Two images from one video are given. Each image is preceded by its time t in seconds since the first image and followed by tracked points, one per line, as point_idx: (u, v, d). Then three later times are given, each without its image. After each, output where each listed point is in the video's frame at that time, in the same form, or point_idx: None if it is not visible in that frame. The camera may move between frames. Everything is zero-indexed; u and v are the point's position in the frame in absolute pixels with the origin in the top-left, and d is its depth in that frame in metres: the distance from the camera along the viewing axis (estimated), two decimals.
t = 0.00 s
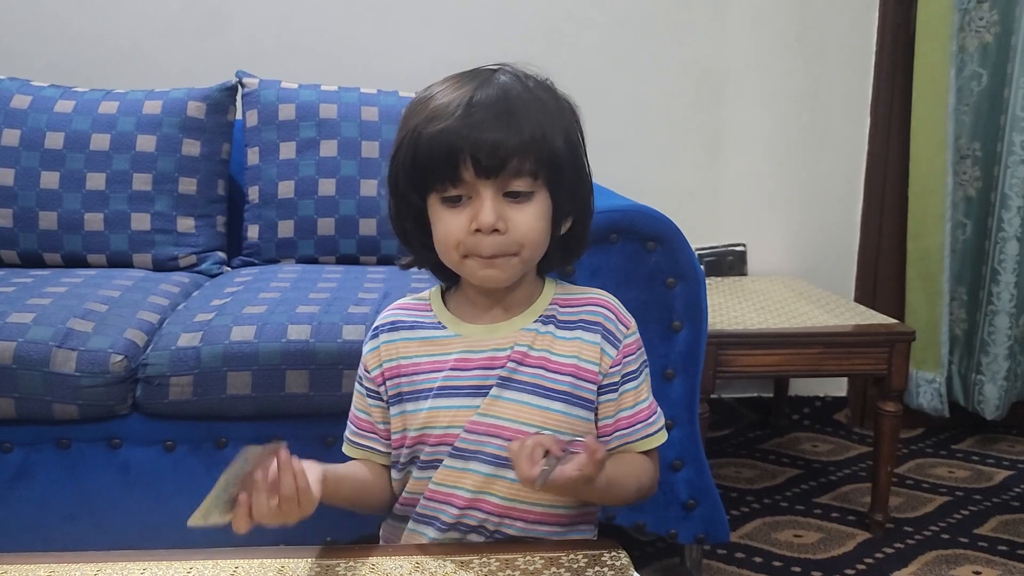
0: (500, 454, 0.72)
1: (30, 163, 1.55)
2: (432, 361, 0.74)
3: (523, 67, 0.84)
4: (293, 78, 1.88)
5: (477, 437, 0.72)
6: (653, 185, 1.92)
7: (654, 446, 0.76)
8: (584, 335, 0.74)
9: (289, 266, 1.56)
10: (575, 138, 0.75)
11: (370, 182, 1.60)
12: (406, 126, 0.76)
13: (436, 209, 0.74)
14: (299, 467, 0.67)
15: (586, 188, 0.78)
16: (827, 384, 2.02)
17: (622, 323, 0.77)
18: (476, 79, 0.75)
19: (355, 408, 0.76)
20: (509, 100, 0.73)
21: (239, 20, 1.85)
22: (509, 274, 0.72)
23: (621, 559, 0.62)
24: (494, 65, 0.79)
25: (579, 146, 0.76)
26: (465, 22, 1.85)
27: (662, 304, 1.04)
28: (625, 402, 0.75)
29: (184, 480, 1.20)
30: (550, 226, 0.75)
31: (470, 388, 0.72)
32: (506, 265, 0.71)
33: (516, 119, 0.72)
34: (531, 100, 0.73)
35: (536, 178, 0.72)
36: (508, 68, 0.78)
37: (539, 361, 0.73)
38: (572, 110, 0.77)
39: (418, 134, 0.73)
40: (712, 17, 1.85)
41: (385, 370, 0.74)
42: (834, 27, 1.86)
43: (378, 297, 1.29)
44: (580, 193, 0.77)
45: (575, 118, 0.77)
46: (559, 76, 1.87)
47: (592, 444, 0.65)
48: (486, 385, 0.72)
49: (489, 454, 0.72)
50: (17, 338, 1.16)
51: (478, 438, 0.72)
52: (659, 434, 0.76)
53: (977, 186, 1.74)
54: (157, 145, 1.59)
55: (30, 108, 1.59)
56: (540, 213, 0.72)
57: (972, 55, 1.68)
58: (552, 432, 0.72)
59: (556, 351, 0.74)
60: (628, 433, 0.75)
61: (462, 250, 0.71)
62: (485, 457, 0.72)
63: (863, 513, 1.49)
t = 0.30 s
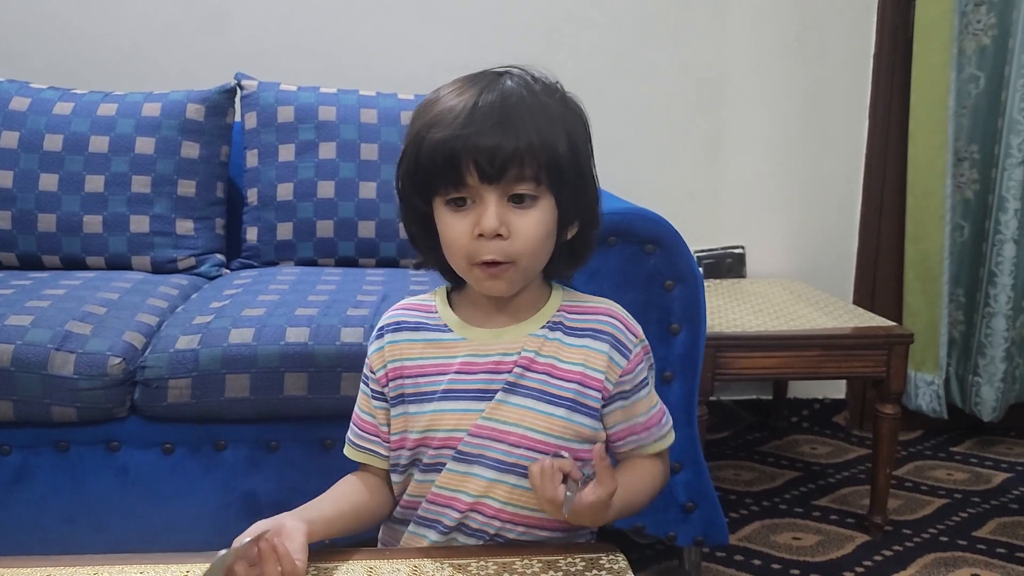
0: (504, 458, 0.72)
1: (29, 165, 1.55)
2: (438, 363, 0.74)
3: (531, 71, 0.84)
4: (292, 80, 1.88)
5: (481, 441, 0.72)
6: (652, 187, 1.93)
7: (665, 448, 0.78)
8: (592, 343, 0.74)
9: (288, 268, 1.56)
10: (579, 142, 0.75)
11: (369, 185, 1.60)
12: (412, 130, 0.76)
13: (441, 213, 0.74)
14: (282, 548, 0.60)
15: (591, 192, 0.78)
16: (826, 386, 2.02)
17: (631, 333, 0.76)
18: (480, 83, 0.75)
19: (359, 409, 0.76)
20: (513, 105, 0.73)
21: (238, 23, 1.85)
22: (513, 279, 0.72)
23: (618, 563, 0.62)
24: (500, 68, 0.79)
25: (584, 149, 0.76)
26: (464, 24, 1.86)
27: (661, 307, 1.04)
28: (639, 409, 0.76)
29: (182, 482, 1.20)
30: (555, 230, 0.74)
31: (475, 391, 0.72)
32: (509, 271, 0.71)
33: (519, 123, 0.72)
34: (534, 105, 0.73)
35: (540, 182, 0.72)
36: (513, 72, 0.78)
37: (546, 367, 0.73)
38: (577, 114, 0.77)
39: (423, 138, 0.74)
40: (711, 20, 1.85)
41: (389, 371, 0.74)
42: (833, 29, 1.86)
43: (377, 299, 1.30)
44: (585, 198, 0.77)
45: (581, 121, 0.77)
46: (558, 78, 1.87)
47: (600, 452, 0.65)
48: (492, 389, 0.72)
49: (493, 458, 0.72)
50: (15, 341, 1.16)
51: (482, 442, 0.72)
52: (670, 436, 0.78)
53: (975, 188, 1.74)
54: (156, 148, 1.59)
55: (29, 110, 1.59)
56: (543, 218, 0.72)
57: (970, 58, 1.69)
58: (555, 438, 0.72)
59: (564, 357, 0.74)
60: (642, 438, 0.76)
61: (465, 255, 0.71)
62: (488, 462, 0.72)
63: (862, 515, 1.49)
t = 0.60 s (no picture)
0: (505, 460, 0.72)
1: (29, 166, 1.55)
2: (443, 364, 0.74)
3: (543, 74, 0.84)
4: (293, 80, 1.88)
5: (484, 442, 0.72)
6: (652, 188, 1.93)
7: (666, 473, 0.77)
8: (600, 356, 0.74)
9: (289, 268, 1.56)
10: (590, 141, 0.75)
11: (369, 185, 1.60)
12: (425, 129, 0.77)
13: (450, 209, 0.74)
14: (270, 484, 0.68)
15: (602, 191, 0.78)
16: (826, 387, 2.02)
17: (642, 352, 0.76)
18: (492, 83, 0.76)
19: (366, 407, 0.77)
20: (522, 103, 0.73)
21: (238, 23, 1.85)
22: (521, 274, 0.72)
23: (619, 564, 0.63)
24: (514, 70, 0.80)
25: (594, 149, 0.76)
26: (464, 24, 1.86)
27: (661, 307, 1.04)
28: (644, 429, 0.75)
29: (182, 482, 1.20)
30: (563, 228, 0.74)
31: (479, 392, 0.72)
32: (516, 266, 0.71)
33: (528, 120, 0.72)
34: (545, 103, 0.74)
35: (549, 179, 0.72)
36: (526, 73, 0.78)
37: (553, 373, 0.73)
38: (589, 115, 0.77)
39: (435, 134, 0.74)
40: (711, 21, 1.85)
41: (395, 370, 0.75)
42: (833, 29, 1.86)
43: (377, 300, 1.30)
44: (595, 197, 0.77)
45: (592, 122, 0.77)
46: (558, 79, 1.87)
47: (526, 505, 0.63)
48: (496, 391, 0.72)
49: (494, 460, 0.72)
50: (15, 341, 1.16)
51: (484, 444, 0.72)
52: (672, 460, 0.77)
53: (974, 189, 1.74)
54: (156, 148, 1.59)
55: (29, 111, 1.59)
56: (550, 213, 0.72)
57: (969, 59, 1.69)
58: (558, 444, 0.72)
59: (572, 365, 0.74)
60: (645, 457, 0.75)
61: (472, 248, 0.72)
62: (490, 463, 0.72)
63: (863, 516, 1.49)
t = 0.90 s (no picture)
0: (509, 469, 0.72)
1: (30, 167, 1.55)
2: (451, 370, 0.74)
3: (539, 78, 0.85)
4: (293, 81, 1.88)
5: (489, 450, 0.72)
6: (652, 189, 1.93)
7: (674, 484, 0.75)
8: (608, 363, 0.73)
9: (290, 269, 1.56)
10: (580, 127, 0.76)
11: (370, 186, 1.60)
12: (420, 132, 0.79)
13: (444, 204, 0.75)
14: (300, 471, 0.69)
15: (601, 183, 0.77)
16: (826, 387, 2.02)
17: (653, 360, 0.75)
18: (480, 82, 0.78)
19: (379, 414, 0.78)
20: (508, 94, 0.75)
21: (239, 24, 1.85)
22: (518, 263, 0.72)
23: (619, 564, 0.63)
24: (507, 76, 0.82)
25: (586, 135, 0.76)
26: (464, 25, 1.86)
27: (661, 308, 1.04)
28: (647, 437, 0.74)
29: (183, 483, 1.20)
30: (559, 216, 0.74)
31: (484, 399, 0.72)
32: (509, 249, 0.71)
33: (513, 107, 0.73)
34: (532, 95, 0.75)
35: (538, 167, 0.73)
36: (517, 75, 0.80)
37: (560, 381, 0.72)
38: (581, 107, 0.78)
39: (425, 134, 0.76)
40: (712, 21, 1.86)
41: (404, 376, 0.75)
42: (833, 30, 1.86)
43: (378, 301, 1.30)
44: (592, 185, 0.76)
45: (584, 113, 0.78)
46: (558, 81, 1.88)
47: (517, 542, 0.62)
48: (501, 398, 0.72)
49: (497, 468, 0.72)
50: (17, 342, 1.16)
51: (488, 450, 0.72)
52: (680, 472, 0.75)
53: (975, 189, 1.74)
54: (157, 149, 1.59)
55: (30, 112, 1.59)
56: (542, 196, 0.72)
57: (969, 60, 1.69)
58: (562, 453, 0.72)
59: (580, 372, 0.73)
60: (648, 465, 0.74)
61: (465, 234, 0.72)
62: (494, 471, 0.72)
63: (863, 517, 1.49)
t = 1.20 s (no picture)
0: (510, 473, 0.71)
1: (31, 166, 1.55)
2: (452, 375, 0.74)
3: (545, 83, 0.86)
4: (293, 81, 1.88)
5: (490, 453, 0.71)
6: (653, 188, 1.93)
7: (692, 484, 0.74)
8: (608, 363, 0.73)
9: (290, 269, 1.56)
10: (584, 129, 0.76)
11: (370, 186, 1.60)
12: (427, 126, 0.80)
13: (444, 197, 0.75)
14: (295, 491, 0.68)
15: (602, 186, 0.77)
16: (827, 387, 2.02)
17: (653, 356, 0.75)
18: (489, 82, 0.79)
19: (384, 419, 0.79)
20: (515, 93, 0.75)
21: (239, 23, 1.85)
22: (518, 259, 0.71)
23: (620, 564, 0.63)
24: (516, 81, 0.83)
25: (590, 138, 0.76)
26: (465, 25, 1.86)
27: (662, 308, 1.04)
28: (656, 436, 0.73)
29: (183, 484, 1.20)
30: (559, 215, 0.74)
31: (485, 403, 0.72)
32: (508, 242, 0.71)
33: (518, 105, 0.74)
34: (538, 96, 0.75)
35: (541, 164, 0.73)
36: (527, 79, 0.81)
37: (559, 382, 0.72)
38: (587, 112, 0.79)
39: (429, 128, 0.76)
40: (712, 21, 1.85)
41: (407, 382, 0.76)
42: (834, 30, 1.86)
43: (378, 300, 1.30)
44: (593, 186, 0.76)
45: (589, 117, 0.78)
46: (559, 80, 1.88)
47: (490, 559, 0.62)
48: (501, 401, 0.72)
49: (494, 473, 0.71)
50: (17, 342, 1.16)
51: (489, 453, 0.71)
52: (696, 472, 0.74)
53: (975, 189, 1.74)
54: (157, 149, 1.59)
55: (31, 112, 1.59)
56: (543, 192, 0.72)
57: (970, 59, 1.69)
58: (562, 455, 0.71)
59: (579, 374, 0.72)
60: (660, 467, 0.73)
61: (464, 226, 0.71)
62: (495, 475, 0.71)
63: (863, 517, 1.49)
